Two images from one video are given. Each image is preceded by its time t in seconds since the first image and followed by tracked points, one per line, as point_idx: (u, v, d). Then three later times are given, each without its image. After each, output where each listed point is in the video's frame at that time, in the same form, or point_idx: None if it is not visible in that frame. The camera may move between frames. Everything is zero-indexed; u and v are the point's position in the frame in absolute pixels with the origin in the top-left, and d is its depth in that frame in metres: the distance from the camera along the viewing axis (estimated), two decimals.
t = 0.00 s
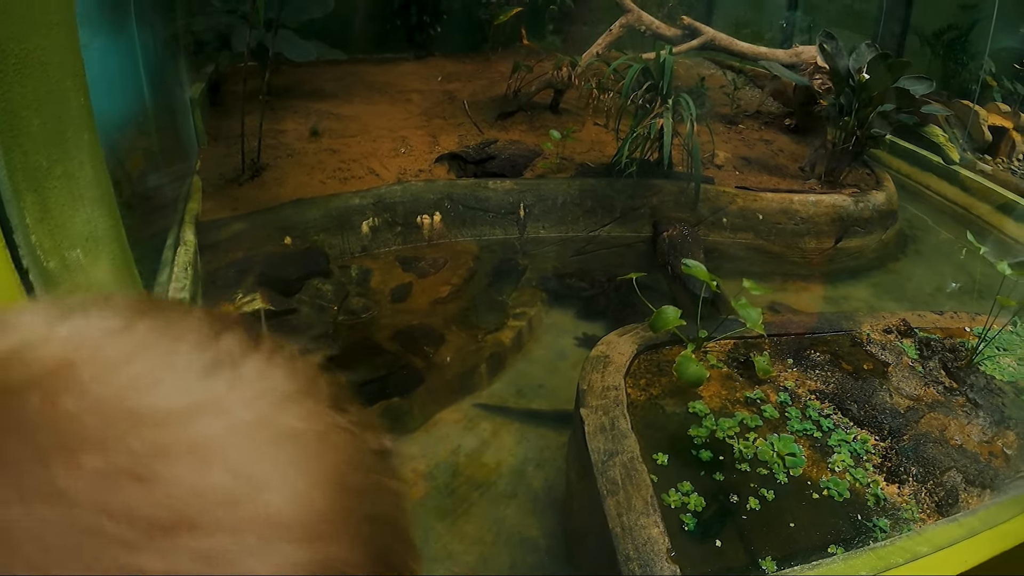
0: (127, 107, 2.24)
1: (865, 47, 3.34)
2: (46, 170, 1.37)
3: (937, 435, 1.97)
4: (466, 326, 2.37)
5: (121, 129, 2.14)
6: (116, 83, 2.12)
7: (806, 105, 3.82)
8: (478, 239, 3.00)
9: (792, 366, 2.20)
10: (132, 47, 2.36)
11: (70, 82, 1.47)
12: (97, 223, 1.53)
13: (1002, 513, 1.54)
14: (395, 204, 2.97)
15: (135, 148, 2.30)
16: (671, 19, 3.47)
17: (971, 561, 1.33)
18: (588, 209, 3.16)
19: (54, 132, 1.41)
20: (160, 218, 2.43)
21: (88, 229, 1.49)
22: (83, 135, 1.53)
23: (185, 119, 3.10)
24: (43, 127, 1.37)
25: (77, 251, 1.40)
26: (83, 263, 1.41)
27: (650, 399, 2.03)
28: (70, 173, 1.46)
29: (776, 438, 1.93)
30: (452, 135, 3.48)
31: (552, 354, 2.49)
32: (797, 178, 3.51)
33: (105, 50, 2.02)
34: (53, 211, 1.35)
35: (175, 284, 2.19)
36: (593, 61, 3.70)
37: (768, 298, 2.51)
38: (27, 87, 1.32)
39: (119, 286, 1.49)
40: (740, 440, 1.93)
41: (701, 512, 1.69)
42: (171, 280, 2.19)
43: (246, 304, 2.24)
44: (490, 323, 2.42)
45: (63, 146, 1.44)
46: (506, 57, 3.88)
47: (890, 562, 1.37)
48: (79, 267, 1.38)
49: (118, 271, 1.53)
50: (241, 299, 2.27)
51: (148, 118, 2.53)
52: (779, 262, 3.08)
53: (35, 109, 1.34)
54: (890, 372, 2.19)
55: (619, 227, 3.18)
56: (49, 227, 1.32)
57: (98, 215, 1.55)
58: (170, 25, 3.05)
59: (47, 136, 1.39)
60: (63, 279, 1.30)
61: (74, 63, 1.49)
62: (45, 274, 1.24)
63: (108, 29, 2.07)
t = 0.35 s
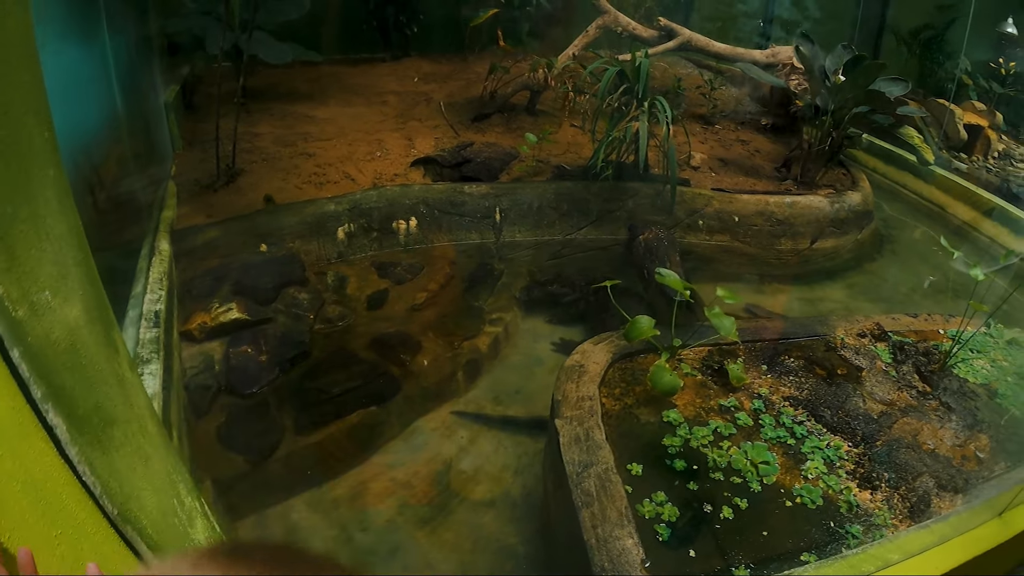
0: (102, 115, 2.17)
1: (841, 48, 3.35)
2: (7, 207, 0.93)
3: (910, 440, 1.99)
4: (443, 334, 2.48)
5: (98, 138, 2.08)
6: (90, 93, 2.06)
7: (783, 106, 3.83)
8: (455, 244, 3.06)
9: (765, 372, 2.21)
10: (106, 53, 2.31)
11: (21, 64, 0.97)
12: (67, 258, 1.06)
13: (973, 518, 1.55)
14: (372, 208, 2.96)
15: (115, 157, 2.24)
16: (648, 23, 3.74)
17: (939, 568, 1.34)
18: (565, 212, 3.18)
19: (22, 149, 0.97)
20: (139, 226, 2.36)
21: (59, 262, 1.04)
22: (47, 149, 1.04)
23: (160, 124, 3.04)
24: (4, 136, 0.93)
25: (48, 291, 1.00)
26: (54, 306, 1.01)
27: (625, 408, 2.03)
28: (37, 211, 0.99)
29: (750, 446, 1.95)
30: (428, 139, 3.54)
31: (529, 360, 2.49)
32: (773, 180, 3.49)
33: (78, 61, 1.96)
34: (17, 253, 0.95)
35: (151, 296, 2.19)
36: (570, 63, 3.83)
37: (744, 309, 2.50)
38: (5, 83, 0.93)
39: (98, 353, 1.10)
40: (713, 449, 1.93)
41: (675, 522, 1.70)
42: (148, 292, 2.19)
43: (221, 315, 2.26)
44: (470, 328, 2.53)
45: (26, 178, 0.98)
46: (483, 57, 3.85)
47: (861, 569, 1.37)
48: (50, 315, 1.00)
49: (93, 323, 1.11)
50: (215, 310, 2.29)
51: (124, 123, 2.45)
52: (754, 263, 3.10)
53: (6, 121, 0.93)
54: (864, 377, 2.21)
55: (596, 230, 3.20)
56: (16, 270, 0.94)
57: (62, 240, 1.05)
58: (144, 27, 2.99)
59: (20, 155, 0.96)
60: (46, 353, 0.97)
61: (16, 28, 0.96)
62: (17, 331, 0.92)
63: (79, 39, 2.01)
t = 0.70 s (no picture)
0: (83, 109, 2.14)
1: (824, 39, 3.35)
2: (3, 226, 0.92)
3: (885, 430, 2.04)
4: (426, 325, 2.48)
5: (79, 135, 2.05)
6: (70, 88, 2.02)
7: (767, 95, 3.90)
8: (438, 233, 3.06)
9: (744, 363, 2.25)
10: (84, 46, 2.26)
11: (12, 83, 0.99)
12: (60, 272, 1.06)
13: (947, 507, 1.60)
14: (356, 197, 2.96)
15: (96, 151, 2.20)
16: (631, 10, 3.76)
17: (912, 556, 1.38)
18: (547, 201, 3.19)
19: (14, 167, 0.97)
20: (121, 220, 2.31)
21: (54, 278, 1.04)
22: (35, 165, 1.05)
23: (140, 113, 2.98)
24: None
25: (44, 308, 0.98)
26: (51, 323, 0.98)
27: (607, 399, 2.06)
28: (30, 228, 0.99)
29: (729, 436, 1.99)
30: (411, 125, 3.47)
31: (512, 350, 2.52)
32: (755, 168, 3.53)
33: (58, 56, 1.93)
34: (13, 273, 0.94)
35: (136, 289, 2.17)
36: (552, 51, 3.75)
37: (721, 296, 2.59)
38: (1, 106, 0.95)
39: (91, 364, 1.08)
40: (693, 439, 1.97)
41: (656, 511, 1.73)
42: (132, 285, 2.17)
43: (206, 307, 2.28)
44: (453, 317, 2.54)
45: (17, 197, 0.97)
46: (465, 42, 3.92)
47: (835, 557, 1.42)
48: (47, 331, 0.97)
49: (86, 335, 1.10)
50: (201, 301, 2.31)
51: (105, 114, 2.41)
52: (735, 252, 3.15)
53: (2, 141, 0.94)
54: (841, 368, 2.26)
55: (578, 218, 3.20)
56: (14, 289, 0.93)
57: (55, 255, 1.06)
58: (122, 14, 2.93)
59: (14, 173, 0.97)
60: (46, 368, 0.93)
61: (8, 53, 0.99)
62: (19, 351, 0.90)
63: (59, 32, 1.97)
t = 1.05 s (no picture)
0: (83, 112, 2.11)
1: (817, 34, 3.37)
2: (29, 228, 0.95)
3: (877, 421, 2.09)
4: (425, 318, 2.53)
5: (78, 134, 2.02)
6: (71, 91, 2.00)
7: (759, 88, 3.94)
8: (434, 228, 3.08)
9: (740, 355, 2.29)
10: (83, 43, 2.22)
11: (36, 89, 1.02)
12: (77, 273, 1.10)
13: (938, 496, 1.65)
14: (353, 193, 2.94)
15: (95, 152, 2.18)
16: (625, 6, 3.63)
17: (903, 543, 1.42)
18: (543, 194, 3.21)
19: (38, 172, 1.01)
20: (118, 219, 2.28)
21: (72, 279, 1.08)
22: (54, 168, 1.08)
23: (138, 112, 2.93)
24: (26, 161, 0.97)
25: (65, 309, 1.02)
26: (72, 323, 1.03)
27: (606, 391, 2.09)
28: (51, 230, 1.02)
29: (726, 427, 2.02)
30: (406, 121, 3.46)
31: (510, 344, 2.55)
32: (747, 162, 3.56)
33: (59, 58, 1.90)
34: (38, 274, 0.95)
35: (136, 286, 2.17)
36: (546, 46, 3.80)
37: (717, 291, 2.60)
38: (27, 112, 0.97)
39: (108, 364, 1.12)
40: (691, 430, 2.01)
41: (656, 500, 1.77)
42: (132, 283, 2.16)
43: (206, 303, 2.32)
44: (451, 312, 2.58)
45: (41, 199, 1.01)
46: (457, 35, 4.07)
47: (832, 545, 1.46)
48: (68, 332, 1.01)
49: (103, 335, 1.14)
50: (199, 298, 2.34)
51: (103, 116, 2.38)
52: (729, 246, 3.19)
53: (30, 148, 0.98)
54: (835, 359, 2.30)
55: (573, 213, 3.23)
56: (39, 290, 0.95)
57: (72, 256, 1.09)
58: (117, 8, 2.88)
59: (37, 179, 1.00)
60: (70, 369, 0.96)
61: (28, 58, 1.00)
62: (46, 352, 0.91)
63: (61, 34, 1.95)
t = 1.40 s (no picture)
0: (82, 111, 2.10)
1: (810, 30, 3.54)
2: (48, 226, 0.96)
3: (875, 412, 2.12)
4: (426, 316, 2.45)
5: (78, 133, 2.02)
6: (70, 89, 1.99)
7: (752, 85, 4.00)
8: (433, 225, 3.05)
9: (739, 349, 2.32)
10: (81, 41, 2.22)
11: (48, 87, 1.02)
12: (93, 269, 1.11)
13: (936, 483, 1.66)
14: (351, 191, 2.96)
15: (93, 150, 2.17)
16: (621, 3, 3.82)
17: (904, 531, 1.44)
18: (540, 191, 3.22)
19: (54, 170, 1.02)
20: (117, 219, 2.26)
21: (89, 276, 1.09)
22: (68, 166, 1.09)
23: (134, 111, 2.91)
24: (44, 159, 0.98)
25: (84, 306, 1.03)
26: (91, 320, 1.04)
27: (608, 385, 2.11)
28: (68, 228, 1.03)
29: (727, 419, 2.05)
30: (403, 118, 3.48)
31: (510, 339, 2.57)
32: (744, 158, 3.56)
33: (58, 57, 1.89)
34: (59, 272, 0.97)
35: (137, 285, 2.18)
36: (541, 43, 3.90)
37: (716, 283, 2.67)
38: (41, 111, 0.98)
39: (122, 360, 1.13)
40: (692, 422, 2.03)
41: (660, 491, 1.80)
42: (134, 282, 2.17)
43: (207, 303, 2.32)
44: (449, 309, 2.48)
45: (58, 197, 1.02)
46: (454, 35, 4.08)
47: (834, 531, 1.48)
48: (88, 329, 1.02)
49: (118, 332, 1.16)
50: (201, 297, 2.35)
51: (101, 115, 2.37)
52: (725, 241, 3.22)
53: (46, 147, 0.99)
54: (832, 352, 2.34)
55: (571, 209, 3.23)
56: (61, 288, 0.95)
57: (88, 252, 1.10)
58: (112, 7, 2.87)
59: (53, 177, 1.01)
60: (90, 366, 0.98)
61: (39, 55, 1.00)
62: (70, 350, 0.92)
63: (60, 34, 1.94)
